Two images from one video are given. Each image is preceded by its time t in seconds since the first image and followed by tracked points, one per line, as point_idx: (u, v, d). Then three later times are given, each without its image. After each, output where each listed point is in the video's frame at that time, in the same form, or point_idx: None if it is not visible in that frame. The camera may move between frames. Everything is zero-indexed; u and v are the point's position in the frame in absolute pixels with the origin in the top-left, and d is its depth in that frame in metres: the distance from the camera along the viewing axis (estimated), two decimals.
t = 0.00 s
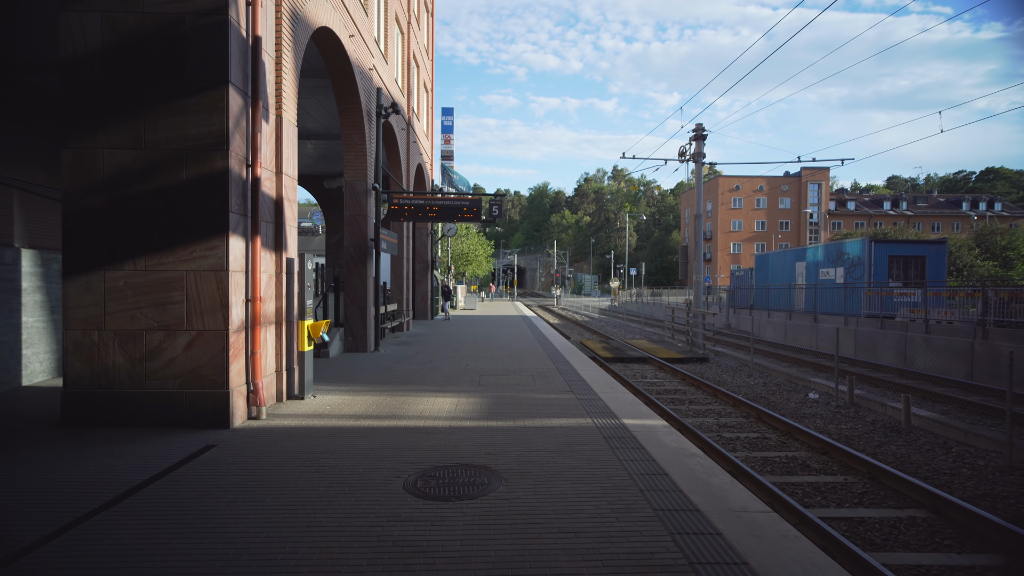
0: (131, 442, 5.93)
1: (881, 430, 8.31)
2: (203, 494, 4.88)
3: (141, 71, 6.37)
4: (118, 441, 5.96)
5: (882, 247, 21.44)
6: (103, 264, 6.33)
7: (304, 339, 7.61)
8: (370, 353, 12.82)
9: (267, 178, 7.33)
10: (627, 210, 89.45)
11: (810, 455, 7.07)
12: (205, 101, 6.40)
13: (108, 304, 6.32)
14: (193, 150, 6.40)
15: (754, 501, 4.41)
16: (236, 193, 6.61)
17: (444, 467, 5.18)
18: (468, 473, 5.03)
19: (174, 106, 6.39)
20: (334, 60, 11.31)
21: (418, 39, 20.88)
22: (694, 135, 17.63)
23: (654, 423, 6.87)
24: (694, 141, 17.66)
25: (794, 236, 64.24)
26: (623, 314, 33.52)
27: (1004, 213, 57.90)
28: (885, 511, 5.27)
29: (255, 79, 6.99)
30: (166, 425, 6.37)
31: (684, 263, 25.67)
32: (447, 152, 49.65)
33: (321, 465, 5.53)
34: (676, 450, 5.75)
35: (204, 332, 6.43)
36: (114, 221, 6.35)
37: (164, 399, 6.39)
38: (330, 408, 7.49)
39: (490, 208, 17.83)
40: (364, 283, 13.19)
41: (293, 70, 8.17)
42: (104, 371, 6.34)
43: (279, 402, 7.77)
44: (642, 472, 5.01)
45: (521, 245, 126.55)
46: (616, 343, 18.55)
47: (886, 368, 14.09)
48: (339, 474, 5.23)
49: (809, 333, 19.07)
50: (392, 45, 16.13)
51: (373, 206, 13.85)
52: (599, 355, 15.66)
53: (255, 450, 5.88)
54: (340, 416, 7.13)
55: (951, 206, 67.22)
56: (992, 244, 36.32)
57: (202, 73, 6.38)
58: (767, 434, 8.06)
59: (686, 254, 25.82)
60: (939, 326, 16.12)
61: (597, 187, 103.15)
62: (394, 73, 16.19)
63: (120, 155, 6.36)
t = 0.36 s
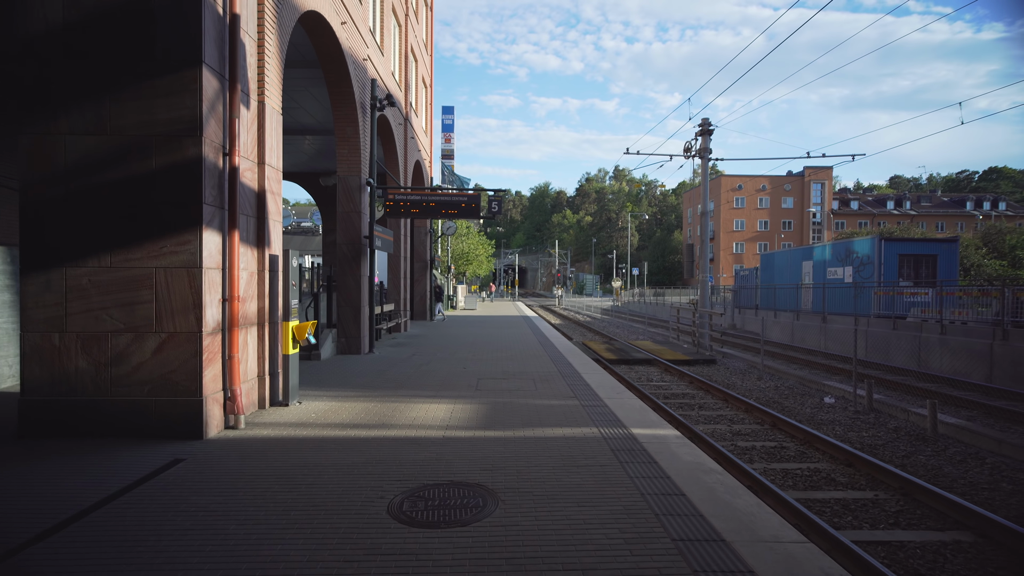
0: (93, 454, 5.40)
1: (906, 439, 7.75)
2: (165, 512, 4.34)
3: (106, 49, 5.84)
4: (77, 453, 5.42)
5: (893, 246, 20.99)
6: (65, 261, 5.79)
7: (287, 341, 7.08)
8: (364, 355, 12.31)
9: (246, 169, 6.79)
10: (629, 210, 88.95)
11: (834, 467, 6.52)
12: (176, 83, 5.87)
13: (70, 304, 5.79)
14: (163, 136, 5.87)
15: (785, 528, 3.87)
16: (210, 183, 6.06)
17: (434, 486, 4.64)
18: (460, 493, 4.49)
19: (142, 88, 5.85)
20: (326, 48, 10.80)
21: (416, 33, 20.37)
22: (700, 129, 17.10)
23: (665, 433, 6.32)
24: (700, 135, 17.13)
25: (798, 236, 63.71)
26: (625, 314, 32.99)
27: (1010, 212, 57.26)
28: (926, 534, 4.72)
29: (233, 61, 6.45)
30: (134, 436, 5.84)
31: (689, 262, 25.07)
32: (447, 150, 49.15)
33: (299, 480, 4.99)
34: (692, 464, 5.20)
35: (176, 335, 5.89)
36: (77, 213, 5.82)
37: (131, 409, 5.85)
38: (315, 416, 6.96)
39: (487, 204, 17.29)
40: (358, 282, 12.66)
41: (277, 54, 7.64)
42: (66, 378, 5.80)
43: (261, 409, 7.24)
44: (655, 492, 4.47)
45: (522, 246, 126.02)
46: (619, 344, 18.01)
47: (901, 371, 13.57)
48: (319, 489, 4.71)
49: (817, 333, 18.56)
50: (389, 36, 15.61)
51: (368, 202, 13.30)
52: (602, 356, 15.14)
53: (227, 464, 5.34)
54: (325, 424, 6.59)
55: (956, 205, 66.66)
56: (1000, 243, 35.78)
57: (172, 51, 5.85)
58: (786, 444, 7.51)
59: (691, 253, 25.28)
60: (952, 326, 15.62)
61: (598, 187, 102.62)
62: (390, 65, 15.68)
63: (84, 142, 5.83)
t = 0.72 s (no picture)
0: (46, 475, 4.86)
1: (935, 453, 7.18)
2: (116, 547, 3.81)
3: (65, 28, 5.30)
4: (28, 473, 4.88)
5: (905, 245, 20.43)
6: (21, 260, 5.27)
7: (268, 348, 6.54)
8: (358, 359, 11.77)
9: (223, 160, 6.25)
10: (631, 209, 88.31)
11: (862, 485, 5.97)
12: (142, 65, 5.33)
13: (26, 307, 5.27)
14: (128, 122, 5.34)
15: (828, 571, 3.34)
16: (181, 175, 5.53)
17: (420, 517, 4.08)
18: (451, 526, 3.94)
19: (105, 71, 5.32)
20: (317, 35, 10.26)
21: (415, 26, 19.82)
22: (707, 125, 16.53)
23: (679, 450, 5.77)
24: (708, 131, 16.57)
25: (801, 236, 63.07)
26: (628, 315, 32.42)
27: (1016, 212, 56.60)
28: (976, 571, 4.18)
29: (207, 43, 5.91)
30: (97, 453, 5.31)
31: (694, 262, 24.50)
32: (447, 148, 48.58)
33: (272, 506, 4.45)
34: (711, 488, 4.66)
35: (141, 342, 5.35)
36: (34, 208, 5.29)
37: (93, 423, 5.32)
38: (298, 429, 6.42)
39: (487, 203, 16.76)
40: (352, 283, 12.13)
41: (259, 38, 7.10)
42: (21, 388, 5.28)
43: (241, 421, 6.71)
44: (673, 525, 3.93)
45: (523, 245, 125.45)
46: (623, 347, 17.45)
47: (918, 377, 13.00)
48: (293, 519, 4.17)
49: (825, 335, 18.01)
50: (386, 28, 15.06)
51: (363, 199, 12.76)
52: (606, 360, 14.59)
53: (195, 487, 4.80)
54: (307, 439, 6.05)
55: (961, 205, 65.95)
56: (1009, 243, 35.14)
57: (138, 30, 5.30)
58: (807, 458, 6.96)
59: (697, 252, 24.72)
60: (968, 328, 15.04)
61: (600, 186, 102.02)
62: (387, 58, 15.15)
63: (43, 129, 5.30)
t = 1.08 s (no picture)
0: None
1: (968, 467, 6.65)
2: None
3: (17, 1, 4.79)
4: None
5: (916, 244, 19.96)
6: None
7: (245, 354, 6.02)
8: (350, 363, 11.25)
9: (196, 150, 5.73)
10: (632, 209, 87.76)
11: (895, 506, 5.43)
12: (102, 41, 4.81)
13: None
14: (85, 106, 4.82)
15: None
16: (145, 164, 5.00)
17: (405, 553, 3.55)
18: (441, 564, 3.42)
19: (61, 48, 4.80)
20: (306, 22, 9.74)
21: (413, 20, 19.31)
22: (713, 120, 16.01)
23: (695, 466, 5.23)
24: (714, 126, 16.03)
25: (804, 236, 62.49)
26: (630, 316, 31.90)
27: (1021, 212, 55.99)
28: None
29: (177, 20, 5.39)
30: (52, 472, 4.80)
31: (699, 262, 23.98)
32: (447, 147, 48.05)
33: (238, 537, 3.92)
34: (735, 514, 4.13)
35: (101, 349, 4.83)
36: None
37: (47, 438, 4.79)
38: (277, 442, 5.90)
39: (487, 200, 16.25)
40: (344, 283, 11.61)
41: (239, 19, 6.58)
42: None
43: (218, 433, 6.20)
44: (697, 563, 3.41)
45: (524, 245, 124.95)
46: (627, 349, 16.94)
47: (935, 381, 12.47)
48: (261, 553, 3.64)
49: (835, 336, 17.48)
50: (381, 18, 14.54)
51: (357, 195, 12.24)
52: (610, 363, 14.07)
53: (157, 513, 4.27)
54: (288, 455, 5.53)
55: (966, 204, 65.32)
56: (1017, 244, 34.56)
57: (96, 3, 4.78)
58: (831, 473, 6.43)
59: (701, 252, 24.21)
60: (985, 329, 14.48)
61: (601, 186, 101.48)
62: (383, 50, 14.64)
63: None
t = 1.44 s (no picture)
0: None
1: (1001, 482, 6.12)
2: None
3: None
4: None
5: (924, 244, 19.39)
6: None
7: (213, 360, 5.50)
8: (338, 367, 10.72)
9: (157, 135, 5.22)
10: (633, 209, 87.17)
11: (928, 529, 4.91)
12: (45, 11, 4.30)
13: None
14: (26, 84, 4.31)
15: None
16: (93, 150, 4.49)
17: None
18: None
19: None
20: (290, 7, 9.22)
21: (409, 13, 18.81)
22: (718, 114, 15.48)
23: (708, 486, 4.71)
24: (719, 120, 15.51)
25: (806, 236, 61.89)
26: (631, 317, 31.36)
27: None
28: None
29: None
30: None
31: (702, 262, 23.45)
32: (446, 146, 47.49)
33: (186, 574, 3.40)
34: (756, 547, 3.60)
35: (43, 355, 4.31)
36: None
37: None
38: (247, 457, 5.38)
39: (483, 198, 15.71)
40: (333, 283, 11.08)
41: None
42: None
43: (185, 446, 5.69)
44: None
45: (524, 246, 124.36)
46: (628, 351, 16.42)
47: (950, 385, 11.92)
48: None
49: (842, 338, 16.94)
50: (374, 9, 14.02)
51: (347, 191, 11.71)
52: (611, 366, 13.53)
53: (99, 543, 3.76)
54: (256, 472, 5.01)
55: (969, 204, 64.71)
56: None
57: None
58: (852, 488, 5.92)
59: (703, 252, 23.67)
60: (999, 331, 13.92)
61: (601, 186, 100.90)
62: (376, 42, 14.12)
63: None
